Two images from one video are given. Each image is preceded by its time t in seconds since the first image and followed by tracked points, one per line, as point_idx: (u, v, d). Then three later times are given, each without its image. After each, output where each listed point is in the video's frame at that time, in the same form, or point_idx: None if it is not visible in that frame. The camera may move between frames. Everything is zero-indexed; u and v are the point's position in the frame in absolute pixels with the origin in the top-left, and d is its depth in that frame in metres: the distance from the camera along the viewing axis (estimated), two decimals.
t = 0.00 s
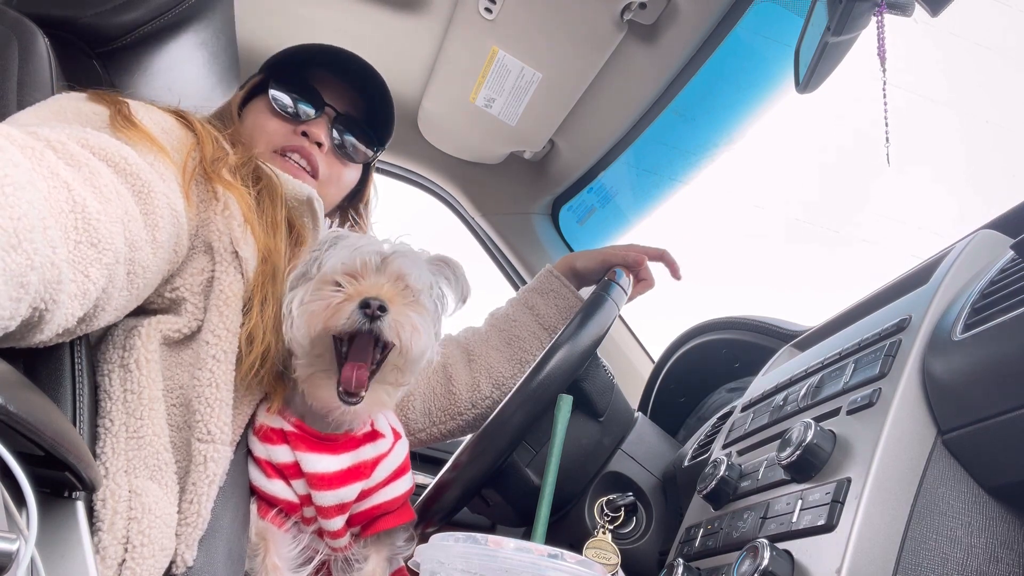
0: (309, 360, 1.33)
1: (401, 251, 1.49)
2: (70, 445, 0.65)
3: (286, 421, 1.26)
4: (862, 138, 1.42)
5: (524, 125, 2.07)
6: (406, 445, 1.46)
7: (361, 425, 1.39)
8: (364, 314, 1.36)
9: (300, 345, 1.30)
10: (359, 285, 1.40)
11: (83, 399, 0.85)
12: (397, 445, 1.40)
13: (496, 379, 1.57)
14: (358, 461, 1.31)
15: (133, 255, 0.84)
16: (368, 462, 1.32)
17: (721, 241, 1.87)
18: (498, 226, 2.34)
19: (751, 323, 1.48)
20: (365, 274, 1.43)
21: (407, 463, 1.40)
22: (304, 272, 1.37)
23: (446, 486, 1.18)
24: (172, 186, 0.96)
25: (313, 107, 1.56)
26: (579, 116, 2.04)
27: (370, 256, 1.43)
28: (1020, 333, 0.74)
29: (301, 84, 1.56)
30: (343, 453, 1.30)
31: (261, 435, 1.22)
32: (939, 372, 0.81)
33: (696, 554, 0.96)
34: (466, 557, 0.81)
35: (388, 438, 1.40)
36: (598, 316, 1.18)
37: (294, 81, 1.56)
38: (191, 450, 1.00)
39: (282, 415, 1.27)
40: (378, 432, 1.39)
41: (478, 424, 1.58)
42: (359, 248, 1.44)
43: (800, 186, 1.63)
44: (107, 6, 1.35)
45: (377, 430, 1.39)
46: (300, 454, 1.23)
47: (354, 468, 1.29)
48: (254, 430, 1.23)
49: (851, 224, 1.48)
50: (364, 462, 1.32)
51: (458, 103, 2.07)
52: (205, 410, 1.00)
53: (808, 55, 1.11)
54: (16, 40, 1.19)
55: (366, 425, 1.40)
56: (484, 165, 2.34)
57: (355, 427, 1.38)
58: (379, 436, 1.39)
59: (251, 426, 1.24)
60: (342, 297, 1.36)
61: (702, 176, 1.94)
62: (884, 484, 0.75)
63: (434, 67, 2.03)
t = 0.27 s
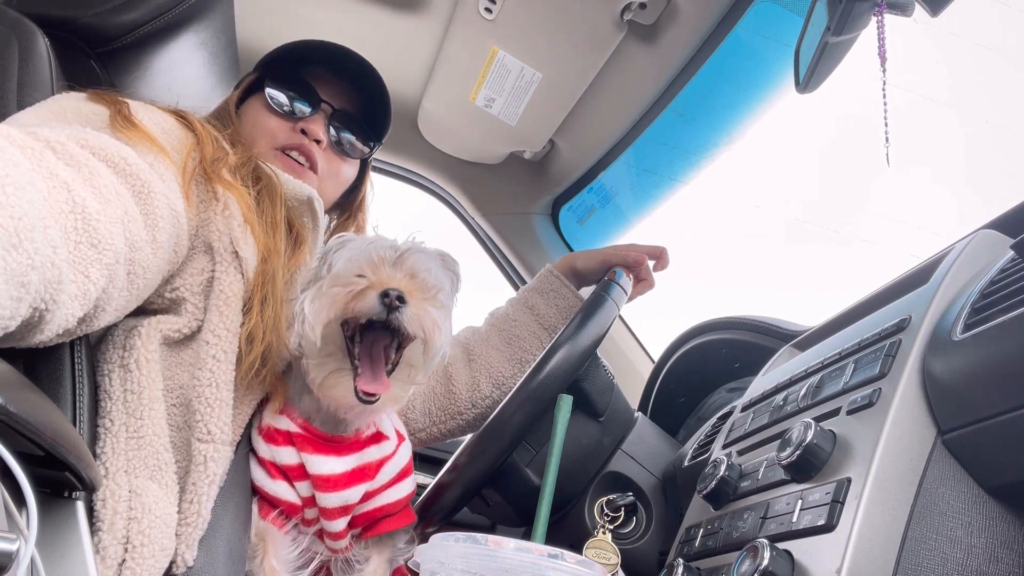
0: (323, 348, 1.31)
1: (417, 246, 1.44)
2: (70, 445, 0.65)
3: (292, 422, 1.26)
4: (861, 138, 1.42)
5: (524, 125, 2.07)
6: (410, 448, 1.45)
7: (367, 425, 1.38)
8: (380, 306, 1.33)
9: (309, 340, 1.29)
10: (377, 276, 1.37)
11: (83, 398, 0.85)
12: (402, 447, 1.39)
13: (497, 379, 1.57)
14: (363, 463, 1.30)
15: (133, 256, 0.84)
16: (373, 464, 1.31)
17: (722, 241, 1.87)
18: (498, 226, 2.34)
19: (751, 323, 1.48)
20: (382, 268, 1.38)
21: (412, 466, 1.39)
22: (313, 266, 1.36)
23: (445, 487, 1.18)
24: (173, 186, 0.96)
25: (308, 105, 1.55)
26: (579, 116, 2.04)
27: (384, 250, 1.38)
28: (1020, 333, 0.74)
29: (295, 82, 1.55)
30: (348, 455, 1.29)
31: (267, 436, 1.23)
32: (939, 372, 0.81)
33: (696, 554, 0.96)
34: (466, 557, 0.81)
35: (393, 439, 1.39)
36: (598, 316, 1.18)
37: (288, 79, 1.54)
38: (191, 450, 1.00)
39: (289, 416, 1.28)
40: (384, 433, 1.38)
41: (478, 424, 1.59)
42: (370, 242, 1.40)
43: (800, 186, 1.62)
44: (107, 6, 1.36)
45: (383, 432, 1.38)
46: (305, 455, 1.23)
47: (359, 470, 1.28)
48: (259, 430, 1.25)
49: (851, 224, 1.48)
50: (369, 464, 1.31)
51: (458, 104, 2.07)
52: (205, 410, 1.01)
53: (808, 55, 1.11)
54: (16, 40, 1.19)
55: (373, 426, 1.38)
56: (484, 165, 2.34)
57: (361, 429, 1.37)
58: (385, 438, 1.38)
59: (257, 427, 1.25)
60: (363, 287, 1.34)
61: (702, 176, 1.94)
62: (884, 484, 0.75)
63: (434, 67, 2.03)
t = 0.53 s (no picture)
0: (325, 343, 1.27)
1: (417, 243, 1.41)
2: (70, 445, 0.65)
3: (300, 414, 1.28)
4: (861, 139, 1.42)
5: (524, 125, 2.07)
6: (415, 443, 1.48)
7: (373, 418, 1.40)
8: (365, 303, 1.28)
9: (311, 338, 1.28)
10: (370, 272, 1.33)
11: (83, 399, 0.85)
12: (407, 440, 1.42)
13: (497, 378, 1.56)
14: (369, 455, 1.32)
15: (133, 256, 0.84)
16: (378, 456, 1.34)
17: (722, 241, 1.87)
18: (497, 226, 2.35)
19: (751, 323, 1.48)
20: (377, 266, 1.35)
21: (416, 459, 1.42)
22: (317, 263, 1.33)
23: (446, 486, 1.18)
24: (173, 186, 0.96)
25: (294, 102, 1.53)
26: (579, 116, 2.04)
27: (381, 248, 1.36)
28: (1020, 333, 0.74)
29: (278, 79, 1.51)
30: (355, 447, 1.31)
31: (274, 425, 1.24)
32: (939, 372, 0.81)
33: (696, 554, 0.96)
34: (466, 557, 0.81)
35: (398, 433, 1.41)
36: (597, 316, 1.18)
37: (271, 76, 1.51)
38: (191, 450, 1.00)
39: (297, 407, 1.29)
40: (389, 427, 1.40)
41: (478, 423, 1.59)
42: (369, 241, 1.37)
43: (800, 185, 1.62)
44: (108, 6, 1.36)
45: (388, 425, 1.40)
46: (313, 447, 1.25)
47: (365, 462, 1.31)
48: (266, 420, 1.24)
49: (851, 224, 1.48)
50: (374, 457, 1.33)
51: (458, 104, 2.07)
52: (205, 411, 1.01)
53: (808, 55, 1.11)
54: (16, 40, 1.19)
55: (379, 419, 1.41)
56: (484, 165, 2.33)
57: (368, 420, 1.39)
58: (390, 430, 1.40)
59: (263, 416, 1.25)
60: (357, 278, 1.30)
61: (702, 176, 1.94)
62: (884, 484, 0.75)
63: (434, 67, 2.03)
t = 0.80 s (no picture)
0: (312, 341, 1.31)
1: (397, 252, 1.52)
2: (70, 445, 0.65)
3: (299, 408, 1.32)
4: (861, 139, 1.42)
5: (524, 125, 2.07)
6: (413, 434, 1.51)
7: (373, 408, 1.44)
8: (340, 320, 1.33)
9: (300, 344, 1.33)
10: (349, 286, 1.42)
11: (83, 399, 0.85)
12: (407, 431, 1.45)
13: (497, 378, 1.56)
14: (366, 445, 1.37)
15: (132, 255, 0.84)
16: (376, 447, 1.38)
17: (721, 241, 1.87)
18: (497, 226, 2.35)
19: (751, 323, 1.48)
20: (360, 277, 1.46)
21: (415, 450, 1.45)
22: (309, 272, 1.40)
23: (446, 486, 1.18)
24: (173, 186, 0.96)
25: (286, 96, 1.53)
26: (579, 115, 2.04)
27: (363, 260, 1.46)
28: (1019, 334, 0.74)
29: (269, 74, 1.52)
30: (353, 437, 1.35)
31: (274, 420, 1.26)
32: (940, 372, 0.81)
33: (696, 554, 0.96)
34: (466, 557, 0.81)
35: (397, 423, 1.45)
36: (597, 316, 1.18)
37: (262, 71, 1.52)
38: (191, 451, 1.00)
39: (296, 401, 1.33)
40: (388, 417, 1.44)
41: (479, 423, 1.59)
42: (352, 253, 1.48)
43: (801, 185, 1.62)
44: (108, 6, 1.37)
45: (387, 415, 1.44)
46: (312, 439, 1.29)
47: (362, 452, 1.35)
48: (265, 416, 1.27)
49: (851, 224, 1.48)
50: (372, 447, 1.37)
51: (458, 104, 2.07)
52: (206, 411, 1.01)
53: (808, 55, 1.11)
54: (16, 40, 1.19)
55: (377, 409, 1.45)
56: (484, 165, 2.33)
57: (366, 412, 1.42)
58: (389, 421, 1.44)
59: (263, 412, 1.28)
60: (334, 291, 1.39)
61: (702, 176, 1.94)
62: (884, 484, 0.75)
63: (434, 67, 2.03)
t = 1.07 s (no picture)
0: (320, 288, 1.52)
1: (406, 209, 1.68)
2: (70, 445, 0.65)
3: (311, 403, 1.37)
4: (862, 139, 1.42)
5: (523, 125, 2.07)
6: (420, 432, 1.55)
7: (384, 403, 1.49)
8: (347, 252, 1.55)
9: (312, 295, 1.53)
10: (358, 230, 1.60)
11: (83, 399, 0.85)
12: (414, 429, 1.48)
13: (497, 379, 1.56)
14: (374, 439, 1.40)
15: (132, 256, 0.84)
16: (384, 442, 1.41)
17: (722, 241, 1.87)
18: (498, 226, 2.35)
19: (751, 323, 1.48)
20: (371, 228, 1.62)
21: (422, 447, 1.48)
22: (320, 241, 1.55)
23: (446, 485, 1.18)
24: (174, 186, 0.96)
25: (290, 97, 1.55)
26: (579, 115, 2.04)
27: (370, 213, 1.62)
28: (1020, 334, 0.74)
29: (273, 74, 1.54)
30: (362, 431, 1.40)
31: (286, 414, 1.30)
32: (940, 372, 0.81)
33: (695, 554, 0.96)
34: (466, 557, 0.81)
35: (406, 420, 1.48)
36: (597, 316, 1.18)
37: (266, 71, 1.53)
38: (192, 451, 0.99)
39: (305, 396, 1.38)
40: (398, 413, 1.48)
41: (479, 423, 1.59)
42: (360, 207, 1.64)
43: (801, 185, 1.62)
44: (107, 6, 1.36)
45: (397, 411, 1.49)
46: (322, 432, 1.34)
47: (370, 446, 1.39)
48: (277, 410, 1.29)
49: (852, 223, 1.48)
50: (380, 441, 1.41)
51: (458, 104, 2.07)
52: (206, 412, 1.00)
53: (808, 55, 1.11)
54: (16, 40, 1.19)
55: (388, 404, 1.49)
56: (484, 165, 2.33)
57: (377, 405, 1.48)
58: (398, 417, 1.48)
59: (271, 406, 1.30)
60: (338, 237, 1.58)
61: (702, 176, 1.94)
62: (884, 484, 0.75)
63: (434, 67, 2.03)
